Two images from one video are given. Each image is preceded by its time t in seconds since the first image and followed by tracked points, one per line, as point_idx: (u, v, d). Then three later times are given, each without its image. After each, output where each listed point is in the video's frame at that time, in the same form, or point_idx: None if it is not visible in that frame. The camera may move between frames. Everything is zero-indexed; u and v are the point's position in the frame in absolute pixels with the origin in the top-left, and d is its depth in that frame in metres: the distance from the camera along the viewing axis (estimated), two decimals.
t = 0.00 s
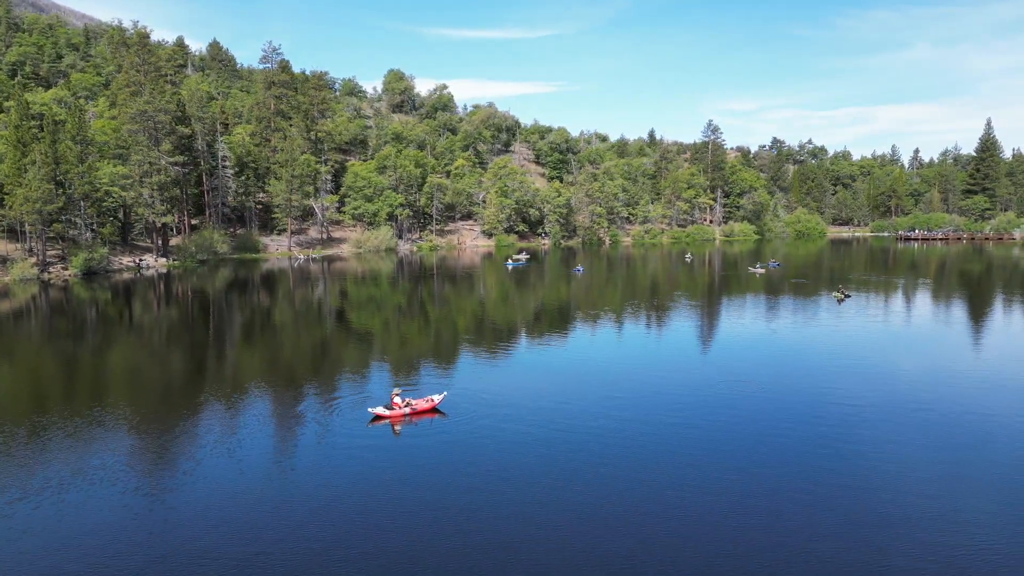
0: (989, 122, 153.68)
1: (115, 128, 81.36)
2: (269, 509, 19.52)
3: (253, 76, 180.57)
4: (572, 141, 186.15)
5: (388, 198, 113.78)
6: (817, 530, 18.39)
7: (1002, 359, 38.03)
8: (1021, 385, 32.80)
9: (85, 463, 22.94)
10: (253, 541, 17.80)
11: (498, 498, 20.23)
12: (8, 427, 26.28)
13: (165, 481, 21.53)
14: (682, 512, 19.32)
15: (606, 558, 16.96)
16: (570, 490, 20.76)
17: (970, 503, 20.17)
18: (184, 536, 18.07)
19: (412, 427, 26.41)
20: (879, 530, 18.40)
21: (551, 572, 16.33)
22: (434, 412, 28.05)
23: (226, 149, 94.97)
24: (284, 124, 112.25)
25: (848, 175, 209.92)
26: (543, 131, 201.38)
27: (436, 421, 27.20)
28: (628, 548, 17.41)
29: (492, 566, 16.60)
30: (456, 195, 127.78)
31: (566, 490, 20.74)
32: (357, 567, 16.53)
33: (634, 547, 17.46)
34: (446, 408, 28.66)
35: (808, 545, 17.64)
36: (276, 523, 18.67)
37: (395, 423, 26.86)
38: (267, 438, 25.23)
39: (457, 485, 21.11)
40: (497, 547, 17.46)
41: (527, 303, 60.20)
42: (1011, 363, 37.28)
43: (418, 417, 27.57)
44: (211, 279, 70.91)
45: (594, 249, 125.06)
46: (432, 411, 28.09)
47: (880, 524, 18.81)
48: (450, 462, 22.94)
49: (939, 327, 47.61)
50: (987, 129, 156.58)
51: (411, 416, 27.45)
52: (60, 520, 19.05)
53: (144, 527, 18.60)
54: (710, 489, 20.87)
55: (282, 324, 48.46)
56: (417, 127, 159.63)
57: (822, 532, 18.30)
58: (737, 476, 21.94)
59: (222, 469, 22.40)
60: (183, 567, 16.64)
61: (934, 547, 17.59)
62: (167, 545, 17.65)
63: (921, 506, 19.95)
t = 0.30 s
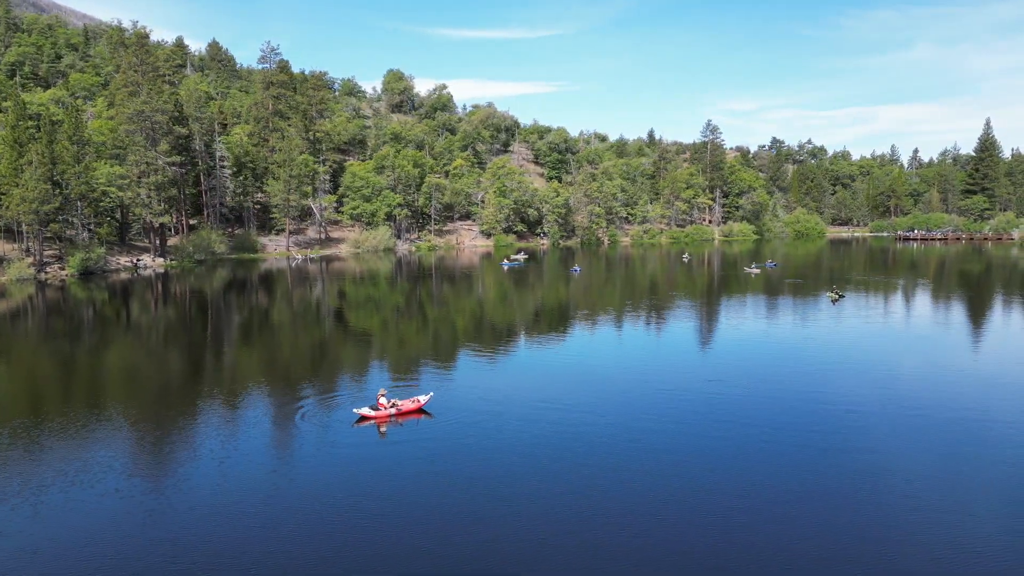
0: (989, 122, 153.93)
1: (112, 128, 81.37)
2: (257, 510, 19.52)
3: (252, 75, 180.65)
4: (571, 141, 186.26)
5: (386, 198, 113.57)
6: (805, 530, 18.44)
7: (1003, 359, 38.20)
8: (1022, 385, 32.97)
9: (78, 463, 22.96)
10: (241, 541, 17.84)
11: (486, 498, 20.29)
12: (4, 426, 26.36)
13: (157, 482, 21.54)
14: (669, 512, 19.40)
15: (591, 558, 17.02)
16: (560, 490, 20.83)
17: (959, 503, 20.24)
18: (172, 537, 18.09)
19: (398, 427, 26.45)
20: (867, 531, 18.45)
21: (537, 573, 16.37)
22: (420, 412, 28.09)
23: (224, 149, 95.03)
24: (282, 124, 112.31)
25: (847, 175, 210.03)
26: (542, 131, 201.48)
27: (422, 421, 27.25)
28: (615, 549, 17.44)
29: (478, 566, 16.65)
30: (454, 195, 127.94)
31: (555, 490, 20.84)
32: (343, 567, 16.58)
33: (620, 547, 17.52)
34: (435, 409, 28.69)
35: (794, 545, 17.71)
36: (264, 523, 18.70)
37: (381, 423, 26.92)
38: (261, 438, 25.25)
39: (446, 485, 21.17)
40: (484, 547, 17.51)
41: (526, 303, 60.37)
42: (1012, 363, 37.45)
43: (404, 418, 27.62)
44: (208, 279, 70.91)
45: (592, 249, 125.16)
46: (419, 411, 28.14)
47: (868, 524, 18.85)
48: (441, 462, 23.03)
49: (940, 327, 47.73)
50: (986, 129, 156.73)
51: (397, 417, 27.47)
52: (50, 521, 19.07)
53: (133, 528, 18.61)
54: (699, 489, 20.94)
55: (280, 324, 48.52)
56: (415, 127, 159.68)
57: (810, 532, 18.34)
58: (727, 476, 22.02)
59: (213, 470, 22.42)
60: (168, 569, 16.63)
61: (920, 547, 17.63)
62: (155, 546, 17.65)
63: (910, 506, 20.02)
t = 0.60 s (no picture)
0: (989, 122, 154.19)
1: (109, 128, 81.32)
2: (247, 511, 19.60)
3: (251, 75, 180.73)
4: (570, 141, 186.46)
5: (384, 198, 113.54)
6: (791, 530, 18.58)
7: (1003, 359, 38.35)
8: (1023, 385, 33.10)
9: (72, 464, 23.01)
10: (230, 541, 17.93)
11: (475, 497, 20.42)
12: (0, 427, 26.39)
13: (150, 482, 21.63)
14: (656, 511, 19.54)
15: (576, 557, 17.15)
16: (550, 489, 20.98)
17: (945, 502, 20.40)
18: (162, 537, 18.17)
19: (381, 427, 26.53)
20: (852, 530, 18.61)
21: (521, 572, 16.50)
22: (405, 413, 28.17)
23: (222, 149, 95.16)
24: (280, 124, 112.41)
25: (847, 175, 210.15)
26: (541, 131, 201.65)
27: (406, 421, 27.33)
28: (601, 548, 17.57)
29: (463, 565, 16.78)
30: (452, 196, 128.03)
31: (544, 490, 20.98)
32: (328, 567, 16.68)
33: (606, 546, 17.65)
34: (421, 409, 28.80)
35: (779, 544, 17.87)
36: (254, 524, 18.79)
37: (364, 423, 26.98)
38: (256, 438, 25.37)
39: (436, 485, 21.29)
40: (470, 546, 17.63)
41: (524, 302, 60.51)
42: (1013, 363, 37.60)
43: (388, 418, 27.68)
44: (206, 279, 70.93)
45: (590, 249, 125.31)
46: (403, 411, 28.21)
47: (853, 523, 19.01)
48: (432, 461, 23.17)
49: (940, 327, 47.89)
50: (984, 129, 156.98)
51: (381, 417, 27.54)
52: (41, 522, 19.11)
53: (125, 528, 18.69)
54: (688, 488, 21.10)
55: (278, 324, 48.62)
56: (414, 127, 159.73)
57: (796, 531, 18.49)
58: (717, 475, 22.17)
59: (206, 470, 22.48)
60: (153, 569, 16.72)
61: (906, 547, 17.74)
62: (145, 547, 17.74)
63: (897, 505, 20.19)
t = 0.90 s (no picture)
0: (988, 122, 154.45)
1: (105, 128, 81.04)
2: (236, 512, 19.61)
3: (249, 76, 180.87)
4: (569, 141, 186.68)
5: (382, 198, 113.74)
6: (779, 530, 18.65)
7: (1002, 359, 38.63)
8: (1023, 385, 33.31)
9: (64, 464, 23.04)
10: (217, 542, 17.95)
11: (464, 498, 20.48)
12: None
13: (142, 483, 21.64)
14: (644, 512, 19.62)
15: (562, 558, 17.19)
16: (539, 490, 21.05)
17: (932, 502, 20.51)
18: (151, 539, 18.18)
19: (365, 428, 26.63)
20: (839, 530, 18.68)
21: (507, 573, 16.54)
22: (389, 413, 28.25)
23: (220, 149, 95.28)
24: (278, 124, 112.41)
25: (846, 175, 210.58)
26: (540, 131, 201.92)
27: (390, 422, 27.41)
28: (587, 549, 17.62)
29: (449, 566, 16.81)
30: (451, 196, 128.18)
31: (533, 490, 21.04)
32: (313, 568, 16.72)
33: (592, 546, 17.72)
34: (407, 409, 28.91)
35: (775, 543, 17.97)
36: (242, 525, 18.81)
37: (348, 424, 27.06)
38: (250, 438, 25.43)
39: (425, 485, 21.34)
40: (456, 547, 17.68)
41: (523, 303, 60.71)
42: (1011, 363, 37.88)
43: (371, 418, 27.77)
44: (203, 279, 71.02)
45: (589, 249, 125.49)
46: (387, 411, 28.31)
47: (839, 523, 19.11)
48: (421, 461, 23.25)
49: (939, 327, 48.24)
50: (983, 130, 157.32)
51: (364, 417, 27.60)
52: (29, 523, 19.10)
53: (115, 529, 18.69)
54: (677, 489, 21.17)
55: (275, 324, 48.71)
56: (413, 127, 159.79)
57: (782, 531, 18.58)
58: (706, 475, 22.26)
59: (197, 471, 22.49)
60: (137, 570, 16.74)
61: (892, 547, 17.82)
62: (133, 548, 17.73)
63: (884, 505, 20.29)
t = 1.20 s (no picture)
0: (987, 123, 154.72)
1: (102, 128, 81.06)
2: (235, 512, 19.69)
3: (248, 75, 180.88)
4: (567, 141, 186.80)
5: (380, 198, 113.77)
6: (765, 530, 18.74)
7: (1002, 359, 38.83)
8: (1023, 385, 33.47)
9: (62, 464, 23.08)
10: (202, 544, 17.94)
11: (452, 498, 20.53)
12: None
13: (131, 484, 21.63)
14: (632, 512, 19.70)
15: (547, 558, 17.30)
16: (528, 490, 21.12)
17: (920, 503, 20.63)
18: (136, 540, 18.16)
19: (347, 428, 26.76)
20: (825, 531, 18.79)
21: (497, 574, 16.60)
22: (372, 413, 28.32)
23: (218, 149, 95.23)
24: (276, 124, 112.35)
25: (845, 176, 211.00)
26: (539, 131, 202.07)
27: (373, 422, 27.49)
28: (573, 549, 17.69)
29: (434, 567, 16.86)
30: (449, 196, 128.28)
31: (523, 491, 21.10)
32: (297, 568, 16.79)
33: (579, 546, 17.82)
34: (392, 410, 28.99)
35: (772, 544, 18.06)
36: (229, 526, 18.85)
37: (330, 424, 27.18)
38: (242, 438, 25.49)
39: (415, 486, 21.40)
40: (441, 547, 17.76)
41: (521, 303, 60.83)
42: (1011, 363, 38.08)
43: (354, 418, 27.88)
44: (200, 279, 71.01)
45: (587, 249, 125.59)
46: (371, 412, 28.42)
47: (826, 524, 19.17)
48: (412, 462, 23.27)
49: (939, 327, 48.43)
50: (982, 130, 157.54)
51: (347, 418, 27.71)
52: (17, 524, 19.06)
53: (102, 530, 18.68)
54: (667, 489, 21.25)
55: (273, 324, 48.76)
56: (411, 127, 159.73)
57: (769, 532, 18.66)
58: (699, 476, 22.35)
59: (188, 472, 22.49)
60: (121, 569, 16.79)
61: (876, 547, 17.97)
62: (116, 549, 17.74)
63: (871, 505, 20.45)
